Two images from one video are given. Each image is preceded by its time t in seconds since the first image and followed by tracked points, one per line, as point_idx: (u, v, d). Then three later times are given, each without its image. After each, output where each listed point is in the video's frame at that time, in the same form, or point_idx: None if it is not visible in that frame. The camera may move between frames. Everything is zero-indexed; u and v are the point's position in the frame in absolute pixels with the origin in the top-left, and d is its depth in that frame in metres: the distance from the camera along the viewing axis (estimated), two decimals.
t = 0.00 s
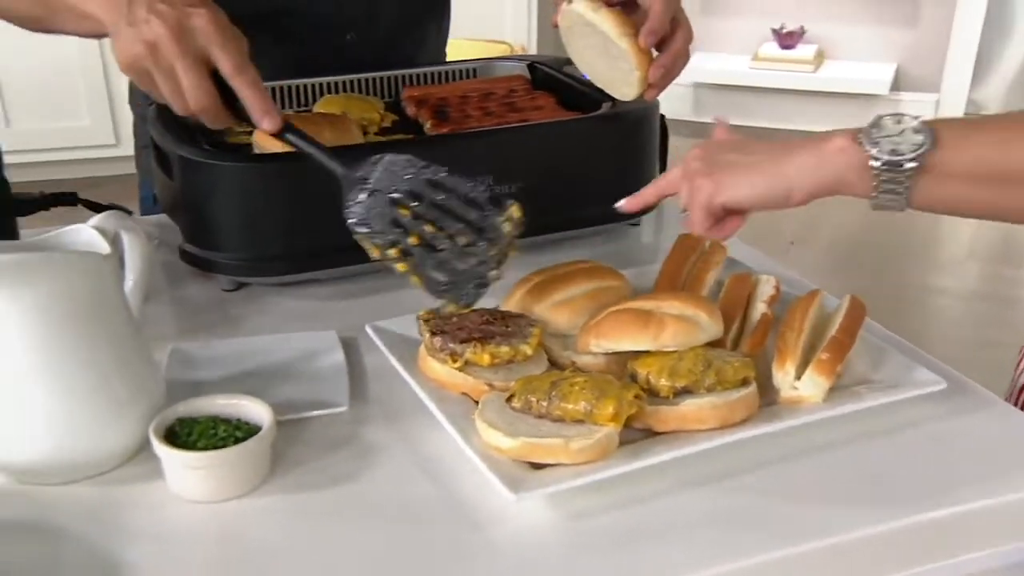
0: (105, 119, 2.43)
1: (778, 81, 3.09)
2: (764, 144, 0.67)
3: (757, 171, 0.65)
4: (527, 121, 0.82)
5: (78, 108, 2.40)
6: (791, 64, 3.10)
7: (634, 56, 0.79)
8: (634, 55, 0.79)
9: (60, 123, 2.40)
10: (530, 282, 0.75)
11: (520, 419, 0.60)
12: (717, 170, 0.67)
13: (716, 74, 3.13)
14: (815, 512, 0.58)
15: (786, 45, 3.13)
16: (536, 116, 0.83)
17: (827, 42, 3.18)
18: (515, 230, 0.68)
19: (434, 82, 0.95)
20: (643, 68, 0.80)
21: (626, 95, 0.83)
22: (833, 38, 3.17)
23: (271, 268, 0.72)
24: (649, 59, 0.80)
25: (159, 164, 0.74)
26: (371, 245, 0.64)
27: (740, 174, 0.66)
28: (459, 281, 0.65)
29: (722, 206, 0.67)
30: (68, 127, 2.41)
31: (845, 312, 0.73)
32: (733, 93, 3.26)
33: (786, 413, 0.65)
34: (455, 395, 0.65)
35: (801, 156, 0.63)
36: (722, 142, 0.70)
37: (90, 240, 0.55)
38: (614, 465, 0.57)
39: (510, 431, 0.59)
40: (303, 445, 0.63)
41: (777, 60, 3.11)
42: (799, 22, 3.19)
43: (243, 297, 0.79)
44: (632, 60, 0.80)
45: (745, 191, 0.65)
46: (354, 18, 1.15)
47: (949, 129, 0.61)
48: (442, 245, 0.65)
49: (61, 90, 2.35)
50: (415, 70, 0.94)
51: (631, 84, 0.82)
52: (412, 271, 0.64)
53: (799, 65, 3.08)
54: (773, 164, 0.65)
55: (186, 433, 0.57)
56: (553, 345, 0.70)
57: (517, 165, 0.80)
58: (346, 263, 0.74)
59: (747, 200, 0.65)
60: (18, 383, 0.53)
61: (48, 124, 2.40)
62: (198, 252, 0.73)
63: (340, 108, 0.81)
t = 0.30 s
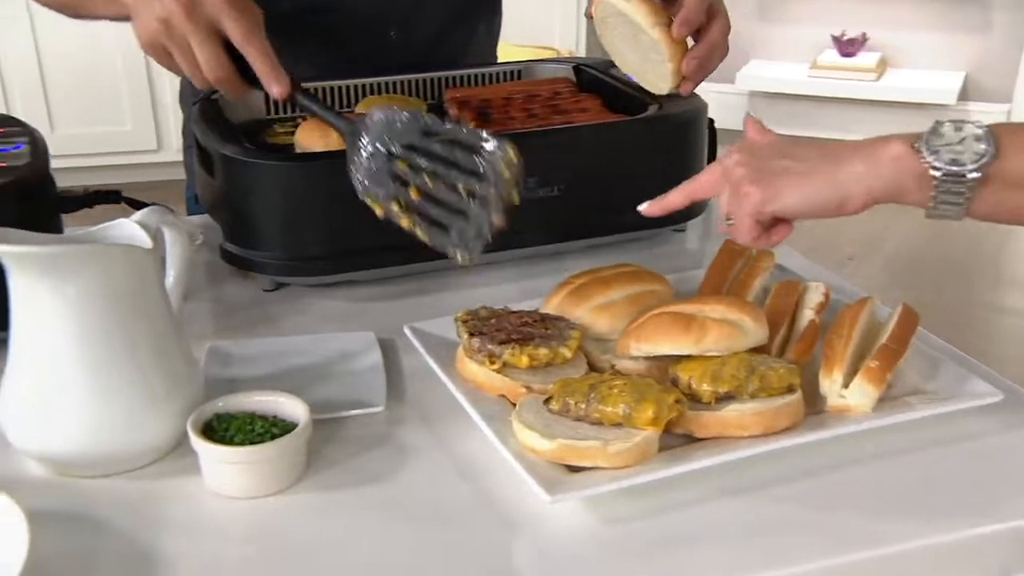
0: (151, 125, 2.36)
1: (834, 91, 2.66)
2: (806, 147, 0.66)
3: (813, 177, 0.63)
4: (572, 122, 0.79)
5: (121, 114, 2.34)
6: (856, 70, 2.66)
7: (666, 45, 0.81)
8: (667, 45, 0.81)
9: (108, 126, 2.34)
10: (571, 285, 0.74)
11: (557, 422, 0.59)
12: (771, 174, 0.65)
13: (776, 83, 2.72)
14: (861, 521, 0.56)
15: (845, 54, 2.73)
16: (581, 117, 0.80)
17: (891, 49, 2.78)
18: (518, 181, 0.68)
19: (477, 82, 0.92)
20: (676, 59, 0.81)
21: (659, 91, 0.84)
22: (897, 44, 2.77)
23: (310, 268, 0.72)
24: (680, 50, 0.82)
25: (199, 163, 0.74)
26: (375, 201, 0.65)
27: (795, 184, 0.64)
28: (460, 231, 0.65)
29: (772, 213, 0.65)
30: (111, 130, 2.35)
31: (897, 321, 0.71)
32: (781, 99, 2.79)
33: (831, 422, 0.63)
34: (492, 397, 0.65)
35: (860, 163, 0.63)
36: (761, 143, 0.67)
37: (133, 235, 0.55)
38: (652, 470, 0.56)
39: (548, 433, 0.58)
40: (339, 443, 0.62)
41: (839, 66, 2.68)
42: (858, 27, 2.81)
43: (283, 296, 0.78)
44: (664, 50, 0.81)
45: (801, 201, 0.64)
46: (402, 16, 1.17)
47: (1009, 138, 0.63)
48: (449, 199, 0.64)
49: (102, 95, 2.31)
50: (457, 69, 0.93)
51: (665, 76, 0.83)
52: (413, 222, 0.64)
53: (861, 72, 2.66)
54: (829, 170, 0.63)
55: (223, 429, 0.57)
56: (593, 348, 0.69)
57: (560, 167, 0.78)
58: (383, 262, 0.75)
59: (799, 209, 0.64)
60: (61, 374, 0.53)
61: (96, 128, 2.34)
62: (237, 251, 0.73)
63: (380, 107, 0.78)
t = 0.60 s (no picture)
0: (167, 128, 2.24)
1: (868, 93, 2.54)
2: (968, 62, 0.69)
3: (969, 85, 0.66)
4: (594, 120, 0.78)
5: (140, 115, 2.22)
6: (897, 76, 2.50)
7: (645, 24, 0.78)
8: (646, 25, 0.78)
9: (96, 128, 2.22)
10: (592, 283, 0.72)
11: (575, 421, 0.58)
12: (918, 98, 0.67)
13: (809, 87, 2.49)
14: (886, 525, 0.54)
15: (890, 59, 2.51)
16: (604, 115, 0.79)
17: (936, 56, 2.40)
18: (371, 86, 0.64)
19: (500, 79, 0.90)
20: (656, 41, 0.78)
21: (642, 74, 0.81)
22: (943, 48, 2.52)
23: (328, 266, 0.71)
24: (659, 30, 0.78)
25: (217, 158, 0.74)
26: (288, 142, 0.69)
27: (948, 88, 0.66)
28: (353, 152, 0.66)
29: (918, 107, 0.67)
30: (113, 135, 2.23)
31: (928, 323, 0.68)
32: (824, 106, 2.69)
33: (858, 425, 0.61)
34: (510, 395, 0.63)
35: (1015, 86, 0.64)
36: (917, 49, 0.71)
37: (147, 228, 0.55)
38: (671, 470, 0.55)
39: (565, 431, 0.57)
40: (354, 440, 0.62)
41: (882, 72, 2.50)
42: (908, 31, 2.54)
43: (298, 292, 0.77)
44: (643, 30, 0.78)
45: (949, 104, 0.65)
46: (414, 3, 1.12)
47: None
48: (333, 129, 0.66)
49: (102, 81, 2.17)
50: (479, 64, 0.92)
51: (646, 59, 0.79)
52: (315, 151, 0.67)
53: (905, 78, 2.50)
54: (982, 82, 0.65)
55: (236, 425, 0.56)
56: (613, 348, 0.68)
57: (582, 165, 0.77)
58: (401, 263, 0.74)
59: (946, 111, 0.66)
60: (77, 368, 0.53)
61: (102, 132, 2.22)
62: (255, 249, 0.73)
63: (403, 107, 0.78)
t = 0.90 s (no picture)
0: (166, 126, 2.24)
1: (895, 92, 2.50)
2: None
3: None
4: (600, 112, 0.77)
5: (140, 115, 2.22)
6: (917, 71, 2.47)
7: (644, 14, 0.79)
8: (645, 14, 0.78)
9: (104, 126, 2.23)
10: (596, 278, 0.71)
11: (578, 415, 0.57)
12: None
13: (825, 85, 2.53)
14: (898, 521, 0.53)
15: (910, 54, 2.50)
16: (610, 107, 0.78)
17: (960, 47, 2.51)
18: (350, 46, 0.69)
19: (506, 71, 0.88)
20: (654, 28, 0.79)
21: (639, 62, 0.82)
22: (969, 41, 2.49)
23: (328, 260, 0.70)
24: (657, 18, 0.79)
25: (216, 150, 0.73)
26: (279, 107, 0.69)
27: None
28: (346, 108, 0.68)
29: None
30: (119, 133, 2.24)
31: (942, 316, 0.66)
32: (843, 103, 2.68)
33: (869, 422, 0.59)
34: (512, 390, 0.62)
35: None
36: None
37: (141, 219, 0.54)
38: (676, 465, 0.53)
39: (568, 425, 0.55)
40: (354, 435, 0.60)
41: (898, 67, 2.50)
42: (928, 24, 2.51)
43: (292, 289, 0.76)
44: (641, 19, 0.79)
45: None
46: None
47: None
48: (323, 90, 0.68)
49: (106, 79, 2.18)
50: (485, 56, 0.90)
51: (645, 47, 0.80)
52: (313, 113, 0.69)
53: (928, 74, 2.46)
54: None
55: (231, 418, 0.55)
56: (617, 343, 0.66)
57: (588, 158, 0.76)
58: (402, 258, 0.72)
59: None
60: (71, 359, 0.53)
61: (105, 131, 2.23)
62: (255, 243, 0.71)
63: (405, 97, 0.76)
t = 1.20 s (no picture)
0: (164, 123, 2.23)
1: (914, 88, 2.42)
2: None
3: None
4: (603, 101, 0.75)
5: (133, 110, 2.22)
6: (936, 67, 2.40)
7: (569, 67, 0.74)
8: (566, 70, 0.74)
9: (105, 123, 2.22)
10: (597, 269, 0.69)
11: (577, 408, 0.55)
12: (552, 60, 0.51)
13: (842, 81, 2.47)
14: (907, 517, 0.51)
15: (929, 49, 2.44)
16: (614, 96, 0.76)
17: (982, 42, 2.45)
18: (314, 17, 0.63)
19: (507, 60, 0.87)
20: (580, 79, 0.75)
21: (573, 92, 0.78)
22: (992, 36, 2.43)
23: (322, 251, 0.69)
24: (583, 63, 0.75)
25: (208, 139, 0.72)
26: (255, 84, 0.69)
27: None
28: (319, 84, 0.65)
29: (568, 69, 0.51)
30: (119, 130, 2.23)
31: (954, 308, 0.64)
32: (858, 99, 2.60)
33: (878, 416, 0.57)
34: (510, 384, 0.60)
35: None
36: None
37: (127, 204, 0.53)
38: (677, 459, 0.52)
39: (567, 418, 0.54)
40: (346, 428, 0.59)
41: (917, 63, 2.43)
42: (947, 19, 2.45)
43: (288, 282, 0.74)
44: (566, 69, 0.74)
45: None
46: None
47: None
48: (292, 69, 0.65)
49: (104, 75, 2.17)
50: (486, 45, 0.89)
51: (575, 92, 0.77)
52: (287, 88, 0.67)
53: (948, 69, 2.39)
54: None
55: (222, 410, 0.54)
56: (619, 335, 0.64)
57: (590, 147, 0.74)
58: (399, 250, 0.71)
59: None
60: (56, 349, 0.51)
61: (97, 128, 2.22)
62: (247, 234, 0.70)
63: (403, 86, 0.74)
